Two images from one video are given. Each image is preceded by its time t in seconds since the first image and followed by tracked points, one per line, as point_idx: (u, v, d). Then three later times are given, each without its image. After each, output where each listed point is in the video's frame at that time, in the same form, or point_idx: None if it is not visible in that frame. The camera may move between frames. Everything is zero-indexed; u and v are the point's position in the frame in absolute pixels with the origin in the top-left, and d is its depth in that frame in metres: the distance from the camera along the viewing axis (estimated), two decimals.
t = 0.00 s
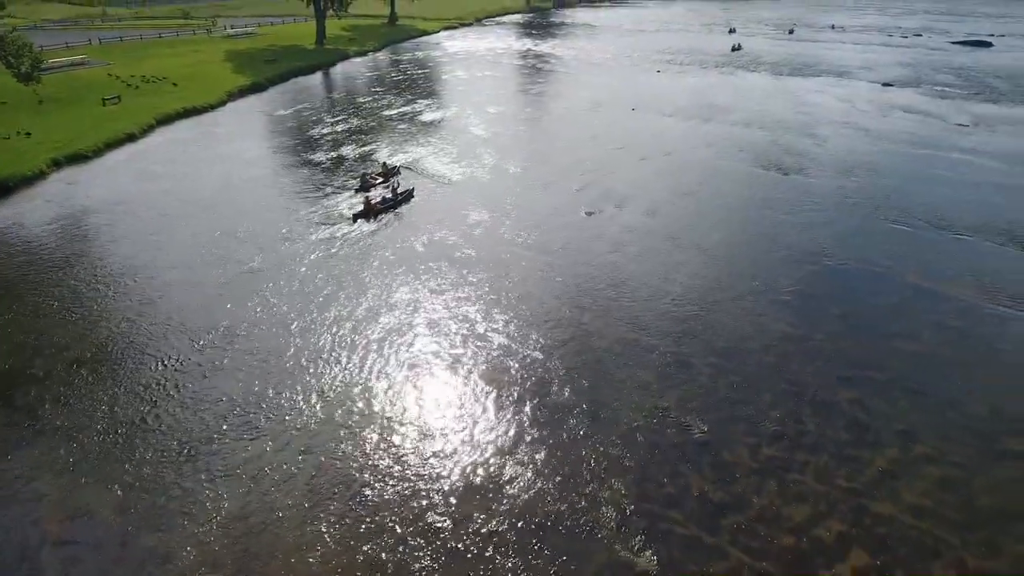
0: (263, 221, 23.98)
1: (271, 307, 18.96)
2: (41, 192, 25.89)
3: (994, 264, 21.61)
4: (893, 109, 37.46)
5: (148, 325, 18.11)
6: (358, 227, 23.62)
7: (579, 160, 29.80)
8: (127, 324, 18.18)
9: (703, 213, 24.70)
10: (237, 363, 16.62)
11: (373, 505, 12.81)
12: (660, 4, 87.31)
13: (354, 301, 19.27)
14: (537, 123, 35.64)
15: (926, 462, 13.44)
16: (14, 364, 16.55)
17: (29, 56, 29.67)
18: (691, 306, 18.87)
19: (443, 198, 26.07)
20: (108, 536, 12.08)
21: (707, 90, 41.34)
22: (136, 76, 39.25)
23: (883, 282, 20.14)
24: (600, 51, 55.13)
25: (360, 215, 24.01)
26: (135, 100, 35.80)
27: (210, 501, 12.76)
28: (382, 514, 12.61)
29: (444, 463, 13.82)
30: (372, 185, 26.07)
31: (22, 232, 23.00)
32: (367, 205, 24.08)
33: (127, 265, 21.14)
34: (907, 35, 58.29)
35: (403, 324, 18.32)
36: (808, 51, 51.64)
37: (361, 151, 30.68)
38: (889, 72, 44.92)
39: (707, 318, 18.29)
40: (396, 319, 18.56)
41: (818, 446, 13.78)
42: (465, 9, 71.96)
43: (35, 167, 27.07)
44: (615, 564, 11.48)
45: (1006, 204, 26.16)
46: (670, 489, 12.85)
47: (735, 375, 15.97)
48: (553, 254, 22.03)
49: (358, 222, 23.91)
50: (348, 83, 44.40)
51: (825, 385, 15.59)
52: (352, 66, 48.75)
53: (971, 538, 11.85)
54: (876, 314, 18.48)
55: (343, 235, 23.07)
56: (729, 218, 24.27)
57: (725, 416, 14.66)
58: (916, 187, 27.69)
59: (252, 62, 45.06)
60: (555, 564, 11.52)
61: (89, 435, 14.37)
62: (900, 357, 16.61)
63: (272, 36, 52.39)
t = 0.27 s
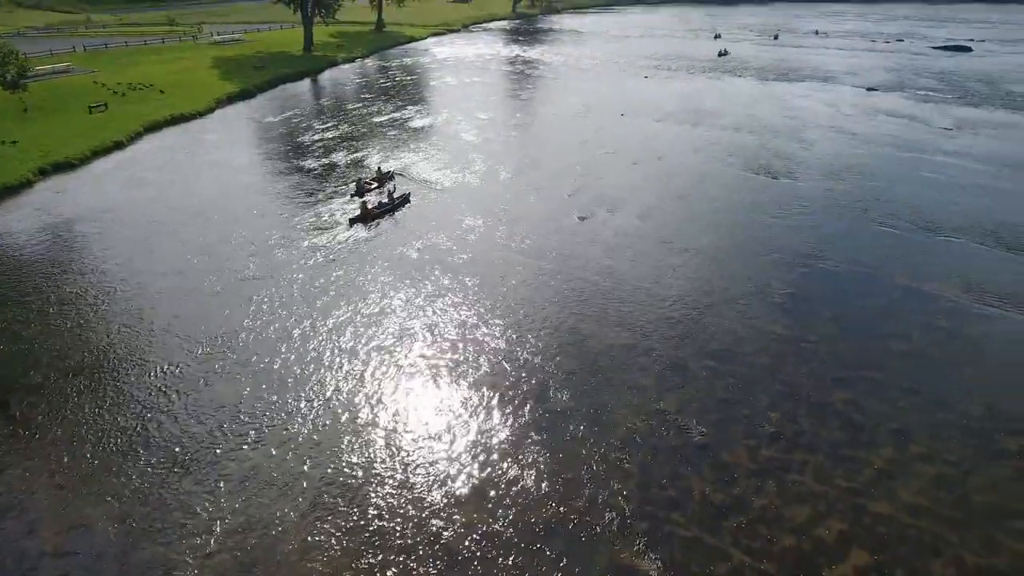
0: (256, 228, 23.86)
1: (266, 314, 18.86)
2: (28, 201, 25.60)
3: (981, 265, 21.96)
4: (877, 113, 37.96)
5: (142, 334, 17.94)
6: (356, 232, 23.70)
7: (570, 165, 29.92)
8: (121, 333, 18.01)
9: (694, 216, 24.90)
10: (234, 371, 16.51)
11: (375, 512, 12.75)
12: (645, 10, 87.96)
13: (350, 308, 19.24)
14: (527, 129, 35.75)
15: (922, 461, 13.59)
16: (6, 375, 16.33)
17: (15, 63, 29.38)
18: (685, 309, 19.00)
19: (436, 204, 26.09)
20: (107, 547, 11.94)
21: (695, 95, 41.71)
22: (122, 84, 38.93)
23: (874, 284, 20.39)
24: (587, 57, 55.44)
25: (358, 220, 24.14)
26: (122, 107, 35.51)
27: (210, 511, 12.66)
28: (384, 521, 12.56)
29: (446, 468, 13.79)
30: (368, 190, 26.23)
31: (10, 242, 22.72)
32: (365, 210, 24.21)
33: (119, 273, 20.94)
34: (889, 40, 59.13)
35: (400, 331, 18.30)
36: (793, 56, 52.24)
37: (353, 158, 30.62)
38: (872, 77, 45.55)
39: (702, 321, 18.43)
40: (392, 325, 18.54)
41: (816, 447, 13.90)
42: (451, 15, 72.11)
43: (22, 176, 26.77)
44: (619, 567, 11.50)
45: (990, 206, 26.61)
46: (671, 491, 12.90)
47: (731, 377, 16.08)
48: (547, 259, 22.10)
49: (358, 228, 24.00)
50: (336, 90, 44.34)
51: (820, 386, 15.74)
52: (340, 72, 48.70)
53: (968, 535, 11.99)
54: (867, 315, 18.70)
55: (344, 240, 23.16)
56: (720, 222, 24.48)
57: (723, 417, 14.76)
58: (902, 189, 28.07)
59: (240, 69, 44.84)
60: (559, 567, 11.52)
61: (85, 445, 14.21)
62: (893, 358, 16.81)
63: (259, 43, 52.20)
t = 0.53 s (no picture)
0: (248, 236, 23.72)
1: (260, 323, 18.75)
2: (14, 211, 25.26)
3: (967, 266, 22.31)
4: (861, 117, 38.51)
5: (135, 344, 17.77)
6: (353, 237, 23.78)
7: (560, 171, 30.02)
8: (113, 343, 17.82)
9: (685, 221, 25.09)
10: (230, 381, 16.40)
11: (377, 521, 12.71)
12: (629, 17, 88.63)
13: (345, 316, 19.18)
14: (515, 136, 35.84)
15: (917, 461, 13.75)
16: None
17: None
18: (680, 313, 19.12)
19: (427, 211, 26.08)
20: (107, 560, 11.79)
21: (681, 101, 42.10)
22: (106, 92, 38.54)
23: (864, 286, 20.65)
24: (573, 64, 55.75)
25: (354, 225, 24.26)
26: (106, 116, 35.14)
27: (211, 523, 12.56)
28: (387, 529, 12.52)
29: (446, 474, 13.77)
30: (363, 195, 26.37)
31: None
32: (361, 215, 24.35)
33: (110, 282, 20.73)
34: (869, 46, 60.03)
35: (395, 339, 18.26)
36: (776, 62, 52.86)
37: (342, 165, 30.52)
38: (854, 82, 46.20)
39: (697, 325, 18.55)
40: (387, 333, 18.50)
41: (814, 449, 14.02)
42: (436, 23, 72.22)
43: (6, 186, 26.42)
44: (623, 572, 11.50)
45: (974, 208, 27.06)
46: (672, 495, 12.95)
47: (728, 380, 16.20)
48: (540, 265, 22.15)
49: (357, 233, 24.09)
50: (323, 97, 44.21)
51: (816, 388, 15.89)
52: (327, 80, 48.59)
53: (966, 533, 12.14)
54: (859, 317, 18.92)
55: (344, 244, 23.29)
56: (711, 226, 24.68)
57: (721, 420, 14.86)
58: (887, 192, 28.47)
59: (225, 77, 44.57)
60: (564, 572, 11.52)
61: (81, 457, 14.03)
62: (885, 359, 17.01)
63: (244, 51, 51.94)
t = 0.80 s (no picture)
0: (240, 244, 23.60)
1: (256, 332, 18.66)
2: None
3: (955, 269, 22.67)
4: (845, 122, 39.07)
5: (130, 356, 17.64)
6: (352, 241, 23.98)
7: (552, 177, 30.14)
8: (107, 355, 17.68)
9: (677, 226, 25.30)
10: (228, 392, 16.32)
11: (381, 528, 12.69)
12: (613, 24, 89.29)
13: (341, 324, 19.15)
14: (505, 142, 35.95)
15: (915, 461, 13.93)
16: None
17: None
18: (676, 317, 19.24)
19: (419, 217, 26.08)
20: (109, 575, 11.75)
21: (668, 107, 42.51)
22: (91, 100, 38.17)
23: (855, 289, 20.94)
24: (560, 70, 56.03)
25: (352, 229, 24.47)
26: (92, 124, 34.80)
27: (212, 534, 12.54)
28: (391, 537, 12.50)
29: (449, 480, 13.78)
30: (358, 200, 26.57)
31: None
32: (359, 219, 24.57)
33: (101, 292, 20.55)
34: (851, 52, 60.92)
35: (392, 347, 18.24)
36: (760, 68, 53.48)
37: (333, 172, 30.45)
38: (838, 88, 46.85)
39: (693, 328, 18.68)
40: (384, 341, 18.48)
41: (813, 450, 14.15)
42: (423, 30, 72.31)
43: None
44: None
45: (958, 211, 27.54)
46: (675, 498, 13.01)
47: (726, 383, 16.32)
48: (535, 270, 22.22)
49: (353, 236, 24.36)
50: (311, 105, 44.11)
51: (813, 390, 16.06)
52: (314, 87, 48.48)
53: (965, 532, 12.31)
54: (852, 320, 19.15)
55: (343, 247, 23.53)
56: (702, 230, 24.89)
57: (721, 423, 14.97)
58: (874, 196, 28.89)
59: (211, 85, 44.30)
60: None
61: (80, 472, 13.93)
62: (879, 362, 17.24)
63: (230, 58, 51.66)
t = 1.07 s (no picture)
0: (234, 252, 23.48)
1: (253, 341, 18.57)
2: None
3: (944, 270, 22.99)
4: (832, 127, 39.55)
5: (127, 367, 17.50)
6: (351, 246, 24.10)
7: (544, 183, 30.26)
8: (103, 366, 17.53)
9: (671, 230, 25.48)
10: (227, 402, 16.22)
11: (387, 536, 12.67)
12: (599, 31, 89.88)
13: (339, 332, 19.10)
14: (497, 149, 36.04)
15: (913, 461, 14.09)
16: None
17: None
18: (673, 322, 19.36)
19: (413, 224, 26.05)
20: None
21: (657, 112, 42.83)
22: (78, 109, 37.84)
23: (848, 291, 21.16)
24: (549, 77, 56.29)
25: (352, 234, 24.59)
26: (80, 133, 34.48)
27: (216, 544, 12.48)
28: (397, 545, 12.49)
29: (452, 487, 13.77)
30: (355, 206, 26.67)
31: None
32: (358, 224, 24.72)
33: (95, 302, 20.35)
34: (834, 57, 61.74)
35: (390, 354, 18.20)
36: (746, 74, 54.04)
37: (326, 179, 30.39)
38: (824, 93, 47.43)
39: (690, 332, 18.81)
40: (382, 348, 18.45)
41: (813, 452, 14.28)
42: (410, 37, 72.39)
43: None
44: None
45: (945, 213, 27.94)
46: (680, 503, 13.08)
47: (725, 386, 16.44)
48: (531, 277, 22.28)
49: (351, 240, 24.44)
50: (300, 112, 44.00)
51: (810, 392, 16.22)
52: (304, 94, 48.37)
53: (966, 531, 12.46)
54: (846, 322, 19.36)
55: (340, 253, 23.60)
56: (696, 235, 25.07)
57: (722, 426, 15.07)
58: (863, 199, 29.24)
59: (200, 93, 44.06)
60: None
61: (79, 485, 13.79)
62: (875, 363, 17.44)
63: (218, 66, 51.42)
